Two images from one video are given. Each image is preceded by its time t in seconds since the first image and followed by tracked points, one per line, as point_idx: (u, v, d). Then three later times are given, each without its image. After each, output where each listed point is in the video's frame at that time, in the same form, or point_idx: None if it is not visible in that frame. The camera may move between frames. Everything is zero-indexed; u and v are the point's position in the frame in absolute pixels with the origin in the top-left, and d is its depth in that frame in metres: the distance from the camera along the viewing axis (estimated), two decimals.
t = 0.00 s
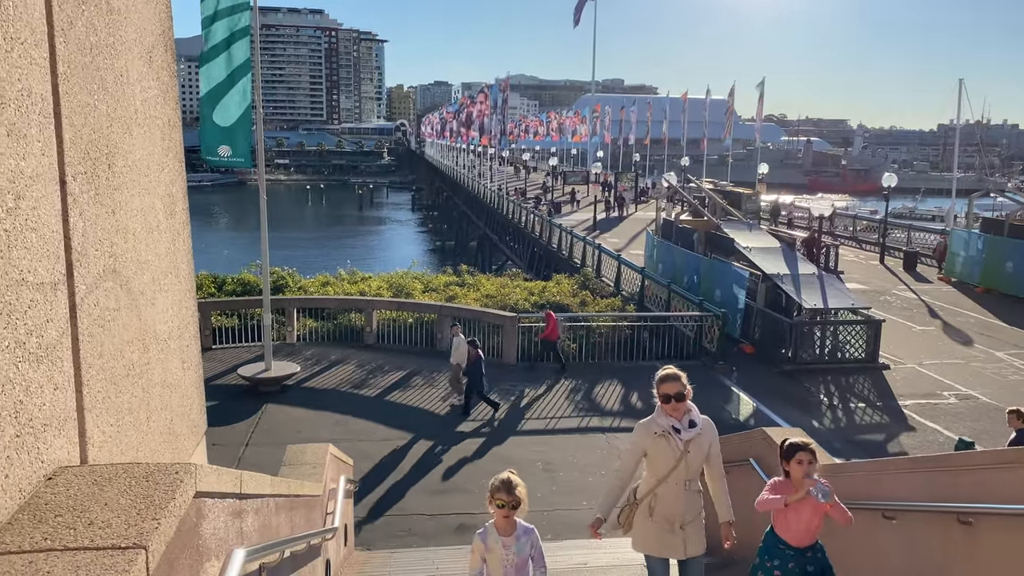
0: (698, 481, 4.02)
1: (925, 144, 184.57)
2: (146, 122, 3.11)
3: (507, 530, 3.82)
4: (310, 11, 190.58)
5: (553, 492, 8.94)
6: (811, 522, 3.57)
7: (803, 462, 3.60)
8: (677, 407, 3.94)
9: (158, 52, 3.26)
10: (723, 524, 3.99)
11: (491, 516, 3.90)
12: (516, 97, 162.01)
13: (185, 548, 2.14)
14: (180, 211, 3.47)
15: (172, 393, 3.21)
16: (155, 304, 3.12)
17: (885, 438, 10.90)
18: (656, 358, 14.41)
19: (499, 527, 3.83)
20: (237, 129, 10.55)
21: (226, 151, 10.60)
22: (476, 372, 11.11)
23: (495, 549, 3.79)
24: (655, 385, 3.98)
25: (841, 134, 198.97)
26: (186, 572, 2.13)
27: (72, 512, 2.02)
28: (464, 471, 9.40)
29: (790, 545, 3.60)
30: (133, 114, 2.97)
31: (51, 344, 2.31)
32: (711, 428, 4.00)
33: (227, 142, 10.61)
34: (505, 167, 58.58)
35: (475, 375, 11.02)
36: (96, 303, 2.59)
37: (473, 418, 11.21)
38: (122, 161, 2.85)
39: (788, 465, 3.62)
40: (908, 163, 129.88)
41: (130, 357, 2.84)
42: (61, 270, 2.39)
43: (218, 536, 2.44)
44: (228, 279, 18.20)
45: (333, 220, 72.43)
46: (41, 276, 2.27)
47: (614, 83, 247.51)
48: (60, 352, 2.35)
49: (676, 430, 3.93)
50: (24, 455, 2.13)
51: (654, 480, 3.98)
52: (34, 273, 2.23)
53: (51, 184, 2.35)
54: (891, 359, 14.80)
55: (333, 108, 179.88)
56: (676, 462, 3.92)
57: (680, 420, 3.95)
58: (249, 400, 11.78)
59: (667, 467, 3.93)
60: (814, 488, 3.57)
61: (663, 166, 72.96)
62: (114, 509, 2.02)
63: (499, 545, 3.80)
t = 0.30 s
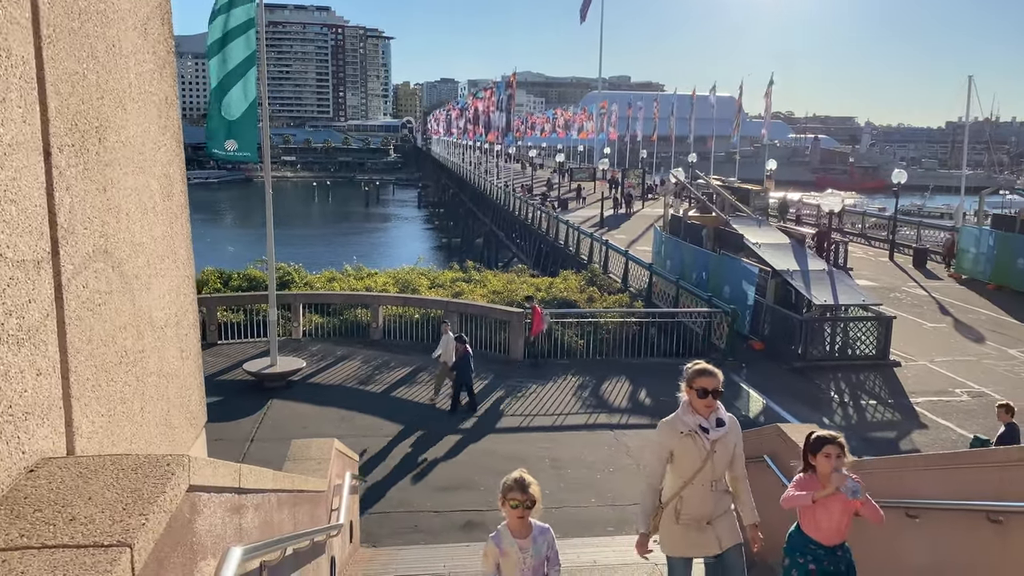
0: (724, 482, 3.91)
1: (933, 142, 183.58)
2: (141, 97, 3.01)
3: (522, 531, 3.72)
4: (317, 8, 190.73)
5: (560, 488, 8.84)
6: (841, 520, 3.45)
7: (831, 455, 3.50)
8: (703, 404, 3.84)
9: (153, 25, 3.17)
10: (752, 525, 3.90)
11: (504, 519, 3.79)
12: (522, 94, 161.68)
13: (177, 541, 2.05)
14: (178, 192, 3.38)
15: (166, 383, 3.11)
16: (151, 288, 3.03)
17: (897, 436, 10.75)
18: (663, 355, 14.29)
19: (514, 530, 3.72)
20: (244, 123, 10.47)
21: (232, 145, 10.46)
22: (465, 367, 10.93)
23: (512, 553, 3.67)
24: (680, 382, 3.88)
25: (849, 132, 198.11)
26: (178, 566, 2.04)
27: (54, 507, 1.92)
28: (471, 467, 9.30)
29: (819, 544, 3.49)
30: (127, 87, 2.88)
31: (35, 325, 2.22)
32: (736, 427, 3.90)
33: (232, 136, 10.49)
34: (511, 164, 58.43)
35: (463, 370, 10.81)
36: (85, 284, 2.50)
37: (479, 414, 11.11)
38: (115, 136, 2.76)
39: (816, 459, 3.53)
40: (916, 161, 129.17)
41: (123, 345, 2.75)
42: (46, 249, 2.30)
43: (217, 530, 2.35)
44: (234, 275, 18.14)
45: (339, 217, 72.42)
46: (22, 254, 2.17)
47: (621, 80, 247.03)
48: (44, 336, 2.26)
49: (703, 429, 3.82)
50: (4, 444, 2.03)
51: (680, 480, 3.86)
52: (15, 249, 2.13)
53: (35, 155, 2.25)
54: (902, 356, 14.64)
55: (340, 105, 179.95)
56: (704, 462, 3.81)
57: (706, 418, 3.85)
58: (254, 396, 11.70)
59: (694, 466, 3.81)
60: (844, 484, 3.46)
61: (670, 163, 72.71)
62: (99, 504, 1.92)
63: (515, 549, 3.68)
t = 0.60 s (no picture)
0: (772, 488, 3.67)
1: (942, 140, 182.51)
2: (137, 74, 2.91)
3: (541, 546, 3.44)
4: (324, 7, 190.75)
5: (568, 487, 8.74)
6: (880, 531, 3.33)
7: (866, 463, 3.37)
8: (754, 404, 3.59)
9: None
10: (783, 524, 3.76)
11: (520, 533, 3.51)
12: (530, 92, 161.53)
13: (171, 541, 1.95)
14: (178, 176, 3.29)
15: (164, 375, 3.03)
16: (149, 277, 2.94)
17: (910, 435, 10.60)
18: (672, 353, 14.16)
19: (531, 545, 3.44)
20: (252, 119, 10.50)
21: (240, 141, 10.55)
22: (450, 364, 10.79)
23: (532, 569, 3.38)
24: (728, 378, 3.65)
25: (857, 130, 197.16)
26: (172, 566, 1.94)
27: (36, 507, 1.82)
28: (479, 465, 9.19)
29: (857, 559, 3.39)
30: (122, 62, 2.77)
31: (19, 311, 2.12)
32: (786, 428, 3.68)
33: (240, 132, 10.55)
34: (517, 161, 58.26)
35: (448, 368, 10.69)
36: (76, 268, 2.41)
37: (487, 412, 11.02)
38: (108, 113, 2.65)
39: (850, 468, 3.39)
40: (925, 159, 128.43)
41: (118, 335, 2.66)
42: (32, 231, 2.20)
43: (215, 529, 2.26)
44: (240, 271, 18.09)
45: (345, 215, 72.34)
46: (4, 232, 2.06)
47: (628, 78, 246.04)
48: (28, 322, 2.17)
49: (754, 430, 3.58)
50: None
51: (726, 485, 3.61)
52: None
53: (19, 128, 2.14)
54: (914, 354, 14.48)
55: (347, 103, 180.04)
56: (754, 465, 3.56)
57: (757, 419, 3.61)
58: (260, 393, 11.60)
59: (742, 470, 3.57)
60: (883, 493, 3.32)
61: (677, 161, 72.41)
62: (85, 505, 1.82)
63: (534, 565, 3.39)
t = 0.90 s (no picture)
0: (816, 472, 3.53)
1: (951, 138, 181.50)
2: (138, 42, 2.81)
3: (571, 536, 3.26)
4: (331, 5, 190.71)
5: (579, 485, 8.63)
6: (931, 518, 3.22)
7: (911, 447, 3.29)
8: (796, 381, 3.48)
9: None
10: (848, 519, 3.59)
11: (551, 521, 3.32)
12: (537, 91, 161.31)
13: (172, 534, 1.85)
14: (182, 156, 3.19)
15: (168, 362, 2.94)
16: (150, 260, 2.83)
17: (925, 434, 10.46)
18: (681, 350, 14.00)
19: (562, 534, 3.25)
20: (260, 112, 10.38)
21: (248, 135, 10.40)
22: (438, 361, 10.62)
23: (559, 560, 3.20)
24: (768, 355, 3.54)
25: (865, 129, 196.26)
26: (173, 559, 1.83)
27: (23, 499, 1.71)
28: (489, 463, 9.09)
29: (903, 552, 3.25)
30: (122, 28, 2.67)
31: (10, 284, 2.03)
32: (831, 407, 3.54)
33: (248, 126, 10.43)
34: (524, 160, 58.06)
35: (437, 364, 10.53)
36: (71, 245, 2.31)
37: (495, 409, 10.91)
38: (107, 81, 2.55)
39: (894, 452, 3.30)
40: (934, 157, 127.70)
41: (117, 317, 2.56)
42: (22, 201, 2.10)
43: (219, 521, 2.15)
44: (247, 268, 18.00)
45: (352, 213, 72.30)
46: None
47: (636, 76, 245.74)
48: (19, 299, 2.07)
49: (797, 408, 3.45)
50: None
51: (769, 467, 3.47)
52: None
53: (8, 88, 2.04)
54: (927, 352, 14.31)
55: (354, 102, 180.13)
56: (799, 445, 3.43)
57: (800, 397, 3.49)
58: (267, 389, 11.52)
59: (787, 452, 3.43)
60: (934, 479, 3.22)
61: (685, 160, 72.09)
62: (78, 496, 1.72)
63: (562, 556, 3.21)
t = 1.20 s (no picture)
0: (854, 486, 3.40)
1: (959, 136, 180.57)
2: (137, 17, 2.71)
3: (640, 563, 3.03)
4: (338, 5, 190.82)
5: (589, 485, 8.52)
6: (981, 526, 3.11)
7: (960, 450, 3.18)
8: (835, 385, 3.38)
9: None
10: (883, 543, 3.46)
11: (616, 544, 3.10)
12: (543, 90, 161.18)
13: (171, 541, 1.76)
14: (184, 139, 3.09)
15: (170, 355, 2.84)
16: (151, 247, 2.74)
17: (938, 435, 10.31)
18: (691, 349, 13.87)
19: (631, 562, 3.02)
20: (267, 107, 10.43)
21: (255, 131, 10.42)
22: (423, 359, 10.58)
23: None
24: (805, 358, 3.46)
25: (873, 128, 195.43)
26: (170, 563, 1.74)
27: (6, 501, 1.62)
28: (497, 462, 8.99)
29: (950, 562, 3.14)
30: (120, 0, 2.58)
31: None
32: (873, 416, 3.42)
33: (254, 123, 10.51)
34: (531, 159, 57.95)
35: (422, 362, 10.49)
36: (64, 227, 2.22)
37: (504, 408, 10.80)
38: (103, 53, 2.45)
39: (941, 453, 3.20)
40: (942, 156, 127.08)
41: (115, 307, 2.46)
42: (8, 174, 2.00)
43: (222, 523, 2.05)
44: (254, 266, 17.94)
45: (358, 212, 72.27)
46: None
47: (643, 74, 244.27)
48: (4, 282, 1.97)
49: (836, 413, 3.34)
50: None
51: (801, 474, 3.37)
52: None
53: None
54: (939, 352, 14.14)
55: (361, 100, 180.10)
56: (837, 451, 3.31)
57: (839, 402, 3.38)
58: (274, 387, 11.43)
59: (822, 458, 3.32)
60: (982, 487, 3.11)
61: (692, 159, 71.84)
62: (63, 500, 1.61)
63: None
